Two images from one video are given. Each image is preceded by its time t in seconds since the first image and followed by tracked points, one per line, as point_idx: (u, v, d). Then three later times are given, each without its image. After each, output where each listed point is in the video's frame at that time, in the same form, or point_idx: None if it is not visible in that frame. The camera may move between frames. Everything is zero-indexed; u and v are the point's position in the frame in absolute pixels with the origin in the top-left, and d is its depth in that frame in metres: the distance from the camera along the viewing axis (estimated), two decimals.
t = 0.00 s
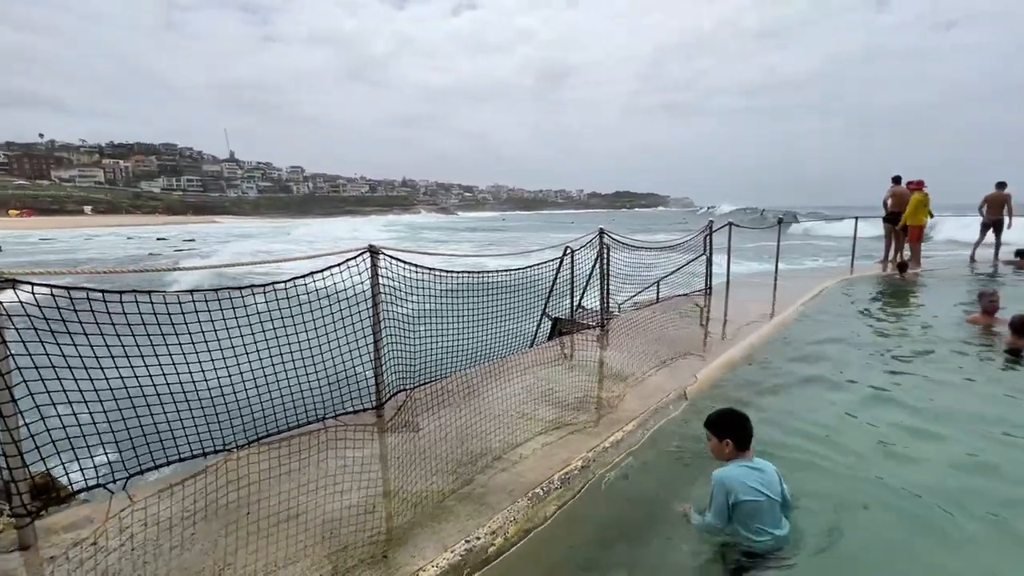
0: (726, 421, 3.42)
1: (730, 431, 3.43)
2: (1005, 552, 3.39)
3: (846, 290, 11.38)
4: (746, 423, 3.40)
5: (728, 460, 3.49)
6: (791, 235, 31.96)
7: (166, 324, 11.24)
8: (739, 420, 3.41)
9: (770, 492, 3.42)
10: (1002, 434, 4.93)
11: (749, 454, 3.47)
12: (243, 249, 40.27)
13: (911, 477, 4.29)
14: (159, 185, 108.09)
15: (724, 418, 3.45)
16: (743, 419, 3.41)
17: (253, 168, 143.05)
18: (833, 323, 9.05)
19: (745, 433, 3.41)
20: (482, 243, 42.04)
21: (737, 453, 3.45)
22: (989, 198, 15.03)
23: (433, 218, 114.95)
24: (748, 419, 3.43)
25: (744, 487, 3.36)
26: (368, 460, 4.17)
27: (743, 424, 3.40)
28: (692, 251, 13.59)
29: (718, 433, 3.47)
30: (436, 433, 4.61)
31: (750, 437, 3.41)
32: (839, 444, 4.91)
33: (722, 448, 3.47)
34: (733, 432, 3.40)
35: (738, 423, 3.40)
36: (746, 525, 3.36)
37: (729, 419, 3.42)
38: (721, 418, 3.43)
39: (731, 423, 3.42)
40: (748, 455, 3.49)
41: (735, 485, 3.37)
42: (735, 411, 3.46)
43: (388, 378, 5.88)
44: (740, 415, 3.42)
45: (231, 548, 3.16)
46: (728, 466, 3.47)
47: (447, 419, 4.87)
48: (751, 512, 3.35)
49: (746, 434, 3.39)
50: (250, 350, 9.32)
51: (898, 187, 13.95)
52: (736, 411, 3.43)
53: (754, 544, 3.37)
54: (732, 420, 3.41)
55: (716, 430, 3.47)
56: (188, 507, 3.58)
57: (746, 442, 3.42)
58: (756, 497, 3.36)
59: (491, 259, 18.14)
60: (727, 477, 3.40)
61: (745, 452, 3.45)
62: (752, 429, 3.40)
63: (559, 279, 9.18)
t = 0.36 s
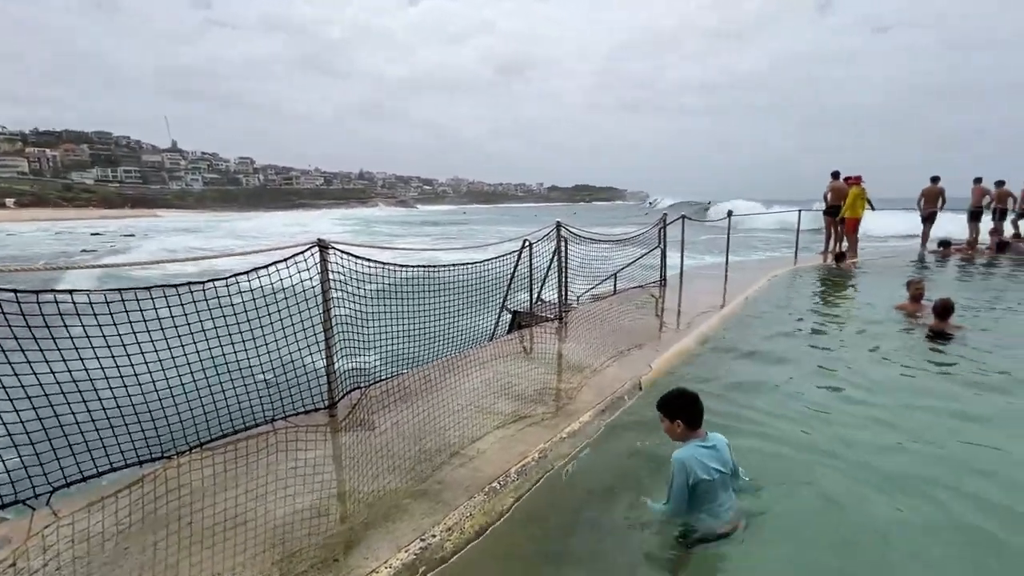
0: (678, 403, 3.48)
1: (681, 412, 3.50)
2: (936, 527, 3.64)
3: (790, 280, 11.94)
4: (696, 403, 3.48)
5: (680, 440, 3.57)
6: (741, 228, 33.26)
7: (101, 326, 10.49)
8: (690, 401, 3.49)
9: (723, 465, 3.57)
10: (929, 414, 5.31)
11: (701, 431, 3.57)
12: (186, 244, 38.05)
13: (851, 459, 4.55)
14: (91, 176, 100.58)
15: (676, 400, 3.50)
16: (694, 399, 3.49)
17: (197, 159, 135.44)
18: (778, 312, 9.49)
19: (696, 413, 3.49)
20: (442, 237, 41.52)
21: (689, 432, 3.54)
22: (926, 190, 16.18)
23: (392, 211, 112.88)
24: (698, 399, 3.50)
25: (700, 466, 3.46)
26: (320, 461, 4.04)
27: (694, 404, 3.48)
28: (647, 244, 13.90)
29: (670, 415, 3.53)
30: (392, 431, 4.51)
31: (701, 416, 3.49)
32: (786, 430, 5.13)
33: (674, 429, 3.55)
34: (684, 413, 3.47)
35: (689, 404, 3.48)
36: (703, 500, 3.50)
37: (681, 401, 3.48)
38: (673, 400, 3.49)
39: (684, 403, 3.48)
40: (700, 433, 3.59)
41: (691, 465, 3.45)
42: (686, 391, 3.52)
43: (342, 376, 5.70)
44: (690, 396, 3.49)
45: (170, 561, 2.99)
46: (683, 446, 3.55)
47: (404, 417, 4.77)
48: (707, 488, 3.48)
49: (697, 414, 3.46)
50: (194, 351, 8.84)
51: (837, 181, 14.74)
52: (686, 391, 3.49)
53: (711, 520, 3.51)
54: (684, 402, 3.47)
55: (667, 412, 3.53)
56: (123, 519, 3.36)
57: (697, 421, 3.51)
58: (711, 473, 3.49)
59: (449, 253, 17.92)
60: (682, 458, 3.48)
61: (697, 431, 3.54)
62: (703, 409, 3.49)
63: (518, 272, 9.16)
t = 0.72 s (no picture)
0: (635, 412, 3.52)
1: (637, 420, 3.54)
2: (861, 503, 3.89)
3: (734, 269, 12.50)
4: (653, 411, 3.53)
5: (638, 446, 3.64)
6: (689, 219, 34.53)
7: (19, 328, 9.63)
8: (645, 408, 3.53)
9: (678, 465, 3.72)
10: (856, 396, 5.68)
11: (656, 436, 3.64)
12: (117, 238, 35.45)
13: (787, 441, 4.79)
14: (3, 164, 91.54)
15: (632, 408, 3.55)
16: (649, 407, 3.53)
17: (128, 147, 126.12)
18: (723, 300, 9.93)
19: (652, 421, 3.55)
20: (396, 228, 40.72)
21: (646, 440, 3.59)
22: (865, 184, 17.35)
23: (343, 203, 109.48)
24: (653, 406, 3.56)
25: (660, 471, 3.56)
26: (265, 462, 3.87)
27: (650, 412, 3.53)
28: (601, 235, 14.17)
29: (627, 423, 3.57)
30: (342, 428, 4.38)
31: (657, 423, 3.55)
32: (729, 417, 5.34)
33: (632, 437, 3.59)
34: (641, 422, 3.52)
35: (645, 412, 3.53)
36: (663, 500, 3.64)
37: (638, 411, 3.52)
38: (630, 409, 3.53)
39: (644, 414, 3.52)
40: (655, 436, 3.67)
41: (652, 473, 3.54)
42: (642, 400, 3.56)
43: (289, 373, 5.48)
44: (645, 404, 3.53)
45: None
46: (640, 453, 3.61)
47: (354, 412, 4.64)
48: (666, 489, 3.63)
49: (654, 422, 3.52)
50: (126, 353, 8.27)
51: (778, 175, 15.54)
52: (641, 400, 3.53)
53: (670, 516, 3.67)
54: (640, 410, 3.52)
55: (626, 420, 3.57)
56: (41, 534, 3.09)
57: (654, 428, 3.57)
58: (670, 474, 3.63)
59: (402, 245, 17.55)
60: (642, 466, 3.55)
61: (653, 436, 3.61)
62: (659, 415, 3.54)
63: (473, 264, 9.09)
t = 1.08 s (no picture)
0: (582, 396, 3.69)
1: (583, 405, 3.71)
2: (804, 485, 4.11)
3: (688, 267, 12.93)
4: (597, 395, 3.70)
5: (584, 430, 3.80)
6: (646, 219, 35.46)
7: None
8: (592, 393, 3.70)
9: (624, 453, 3.84)
10: (799, 385, 5.98)
11: (603, 421, 3.81)
12: (45, 239, 32.97)
13: (738, 430, 4.99)
14: None
15: (579, 392, 3.71)
16: (596, 393, 3.70)
17: (57, 141, 117.11)
18: (677, 296, 10.26)
19: (597, 406, 3.72)
20: (354, 228, 39.83)
21: (591, 424, 3.76)
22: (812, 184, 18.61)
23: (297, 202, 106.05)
24: (599, 392, 3.74)
25: (600, 454, 3.69)
26: (212, 473, 3.69)
27: (595, 396, 3.70)
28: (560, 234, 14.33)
29: (574, 407, 3.74)
30: (296, 434, 4.23)
31: (601, 408, 3.72)
32: (684, 408, 5.51)
33: (578, 420, 3.76)
34: (586, 405, 3.69)
35: (590, 396, 3.69)
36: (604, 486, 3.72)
37: (581, 395, 3.69)
38: (576, 394, 3.68)
39: (586, 398, 3.69)
40: (602, 422, 3.84)
41: (590, 454, 3.67)
42: (590, 386, 3.73)
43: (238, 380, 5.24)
44: (592, 389, 3.70)
45: None
46: (584, 437, 3.76)
47: (309, 418, 4.49)
48: (610, 473, 3.73)
49: (598, 405, 3.68)
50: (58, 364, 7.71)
51: (727, 176, 16.18)
52: (588, 385, 3.69)
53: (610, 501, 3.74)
54: (585, 394, 3.68)
55: (571, 405, 3.74)
56: None
57: (598, 413, 3.74)
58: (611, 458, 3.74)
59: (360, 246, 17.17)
60: (584, 448, 3.69)
61: (599, 421, 3.77)
62: (603, 401, 3.71)
63: (432, 264, 8.98)
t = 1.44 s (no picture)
0: (525, 390, 3.87)
1: (527, 399, 3.89)
2: (757, 481, 4.30)
3: (646, 272, 13.27)
4: (539, 390, 3.89)
5: (530, 424, 3.95)
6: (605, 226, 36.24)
7: None
8: (535, 388, 3.90)
9: (573, 445, 3.89)
10: (751, 384, 6.21)
11: (546, 416, 3.97)
12: None
13: (694, 429, 5.15)
14: None
15: (522, 386, 3.89)
16: (539, 388, 3.90)
17: None
18: (636, 300, 10.50)
19: (539, 400, 3.90)
20: (310, 235, 38.70)
21: (535, 418, 3.92)
22: (765, 192, 20.02)
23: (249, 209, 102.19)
24: (540, 386, 3.92)
25: (545, 448, 3.78)
26: (155, 496, 3.47)
27: (537, 389, 3.90)
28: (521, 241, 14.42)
29: (518, 402, 3.90)
30: (249, 451, 4.04)
31: (544, 401, 3.91)
32: (643, 408, 5.64)
33: (523, 414, 3.91)
34: (529, 399, 3.87)
35: (532, 390, 3.88)
36: (560, 475, 3.78)
37: (524, 391, 3.87)
38: (520, 389, 3.84)
39: (526, 391, 3.87)
40: (546, 416, 4.01)
41: (539, 447, 3.78)
42: (532, 380, 3.92)
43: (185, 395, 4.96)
44: (534, 383, 3.90)
45: None
46: (529, 433, 3.90)
47: (263, 433, 4.31)
48: (559, 466, 3.78)
49: (540, 397, 3.87)
50: None
51: (682, 184, 16.71)
52: (530, 379, 3.89)
53: (571, 492, 3.79)
54: (527, 388, 3.87)
55: (516, 400, 3.90)
56: None
57: (540, 407, 3.92)
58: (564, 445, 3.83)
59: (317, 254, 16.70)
60: (531, 442, 3.81)
61: (543, 413, 3.95)
62: (545, 394, 3.90)
63: (392, 271, 8.82)
